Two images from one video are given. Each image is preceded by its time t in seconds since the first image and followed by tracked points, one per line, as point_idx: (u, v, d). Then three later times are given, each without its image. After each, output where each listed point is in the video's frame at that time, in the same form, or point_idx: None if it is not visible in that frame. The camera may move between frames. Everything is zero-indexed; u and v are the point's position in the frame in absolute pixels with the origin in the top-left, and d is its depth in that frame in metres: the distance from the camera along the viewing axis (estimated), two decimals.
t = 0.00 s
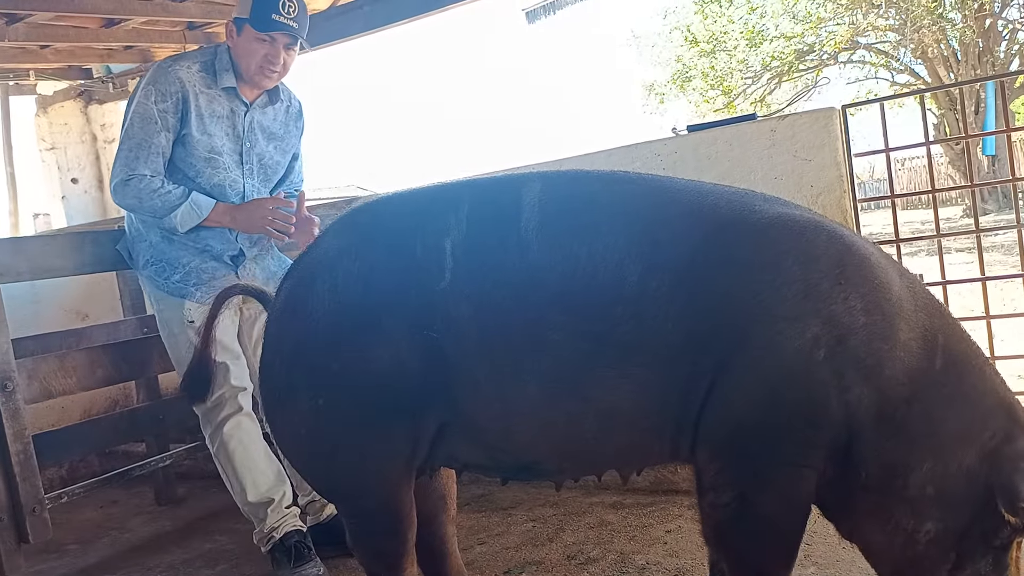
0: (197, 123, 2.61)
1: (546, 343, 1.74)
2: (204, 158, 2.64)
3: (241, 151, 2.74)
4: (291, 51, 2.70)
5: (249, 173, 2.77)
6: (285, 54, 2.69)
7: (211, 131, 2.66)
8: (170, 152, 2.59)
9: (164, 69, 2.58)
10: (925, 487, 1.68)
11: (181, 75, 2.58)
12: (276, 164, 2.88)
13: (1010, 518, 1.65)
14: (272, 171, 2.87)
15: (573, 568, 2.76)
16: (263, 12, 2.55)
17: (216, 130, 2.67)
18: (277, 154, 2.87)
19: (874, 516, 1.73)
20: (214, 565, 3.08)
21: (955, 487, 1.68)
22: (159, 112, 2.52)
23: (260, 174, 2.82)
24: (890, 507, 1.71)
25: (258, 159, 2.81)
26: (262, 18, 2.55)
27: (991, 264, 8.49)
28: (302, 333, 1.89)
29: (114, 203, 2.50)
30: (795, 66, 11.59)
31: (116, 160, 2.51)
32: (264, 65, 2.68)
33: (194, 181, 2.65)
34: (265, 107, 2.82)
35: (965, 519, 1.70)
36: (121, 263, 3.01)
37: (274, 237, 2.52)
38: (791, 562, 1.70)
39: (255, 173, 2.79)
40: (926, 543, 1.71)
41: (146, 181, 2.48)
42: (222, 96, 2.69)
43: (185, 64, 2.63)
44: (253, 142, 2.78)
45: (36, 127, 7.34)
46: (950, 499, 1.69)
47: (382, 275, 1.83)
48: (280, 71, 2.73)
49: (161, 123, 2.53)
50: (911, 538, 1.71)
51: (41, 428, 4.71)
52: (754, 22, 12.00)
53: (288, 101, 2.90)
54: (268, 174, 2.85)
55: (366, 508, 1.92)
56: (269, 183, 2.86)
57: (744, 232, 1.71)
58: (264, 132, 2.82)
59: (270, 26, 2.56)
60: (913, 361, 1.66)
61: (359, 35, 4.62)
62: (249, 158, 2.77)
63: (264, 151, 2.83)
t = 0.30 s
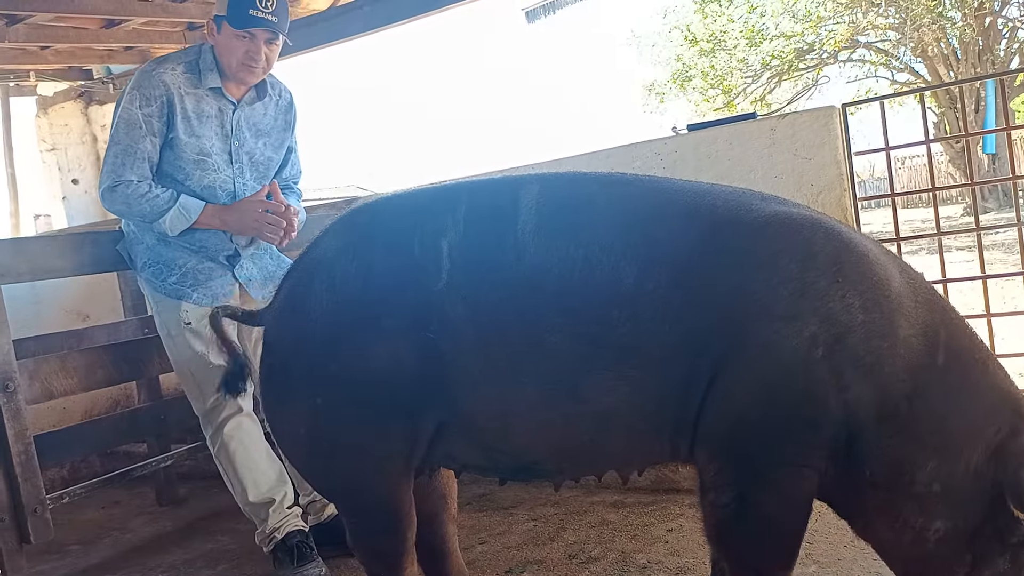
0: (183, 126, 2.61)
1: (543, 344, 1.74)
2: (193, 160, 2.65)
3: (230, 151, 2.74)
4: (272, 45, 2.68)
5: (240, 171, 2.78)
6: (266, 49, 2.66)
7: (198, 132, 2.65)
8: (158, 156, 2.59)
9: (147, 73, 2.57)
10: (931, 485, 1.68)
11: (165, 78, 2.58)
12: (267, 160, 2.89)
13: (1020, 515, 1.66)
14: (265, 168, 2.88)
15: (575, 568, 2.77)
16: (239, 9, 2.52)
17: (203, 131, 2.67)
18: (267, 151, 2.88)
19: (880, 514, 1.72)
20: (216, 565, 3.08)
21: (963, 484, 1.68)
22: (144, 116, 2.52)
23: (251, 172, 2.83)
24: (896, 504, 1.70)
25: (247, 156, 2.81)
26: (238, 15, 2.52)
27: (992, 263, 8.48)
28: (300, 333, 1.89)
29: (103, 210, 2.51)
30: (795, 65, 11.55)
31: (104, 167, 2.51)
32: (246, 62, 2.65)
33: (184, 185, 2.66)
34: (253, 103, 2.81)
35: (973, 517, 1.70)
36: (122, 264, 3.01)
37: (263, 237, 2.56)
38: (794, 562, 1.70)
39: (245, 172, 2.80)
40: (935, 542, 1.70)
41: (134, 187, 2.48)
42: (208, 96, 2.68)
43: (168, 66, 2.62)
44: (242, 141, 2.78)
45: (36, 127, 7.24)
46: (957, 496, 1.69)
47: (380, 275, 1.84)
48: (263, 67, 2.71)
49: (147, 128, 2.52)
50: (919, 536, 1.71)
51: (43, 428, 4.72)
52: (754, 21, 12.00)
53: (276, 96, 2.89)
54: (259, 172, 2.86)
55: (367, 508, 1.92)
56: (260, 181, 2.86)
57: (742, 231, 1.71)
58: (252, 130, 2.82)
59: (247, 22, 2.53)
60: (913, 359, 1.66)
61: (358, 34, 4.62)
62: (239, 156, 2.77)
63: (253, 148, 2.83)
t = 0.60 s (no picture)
0: (180, 126, 2.61)
1: (543, 343, 1.74)
2: (190, 160, 2.64)
3: (227, 149, 2.74)
4: (267, 40, 2.66)
5: (236, 169, 2.77)
6: (261, 44, 2.64)
7: (194, 131, 2.65)
8: (154, 157, 2.58)
9: (143, 73, 2.56)
10: (939, 485, 1.67)
11: (160, 78, 2.56)
12: (263, 157, 2.89)
13: None
14: (261, 165, 2.88)
15: (575, 567, 2.76)
16: (232, 6, 2.52)
17: (200, 131, 2.66)
18: (262, 148, 2.88)
19: (888, 516, 1.70)
20: (215, 565, 3.07)
21: (971, 485, 1.67)
22: (140, 117, 2.51)
23: (247, 170, 2.83)
24: (903, 506, 1.69)
25: (243, 154, 2.81)
26: (231, 12, 2.52)
27: (993, 262, 8.48)
28: (300, 333, 1.89)
29: (101, 212, 2.50)
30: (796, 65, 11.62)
31: (101, 170, 2.51)
32: (241, 59, 2.64)
33: (181, 185, 2.65)
34: (249, 99, 2.81)
35: (982, 518, 1.68)
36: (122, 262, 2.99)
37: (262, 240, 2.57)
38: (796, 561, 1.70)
39: (242, 169, 2.80)
40: (943, 542, 1.69)
41: (131, 189, 2.47)
42: (204, 95, 2.68)
43: (164, 66, 2.61)
44: (237, 139, 2.78)
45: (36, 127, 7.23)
46: (966, 497, 1.67)
47: (379, 275, 1.83)
48: (258, 63, 2.69)
49: (144, 129, 2.52)
50: (927, 537, 1.69)
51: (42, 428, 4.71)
52: (754, 21, 12.01)
53: (271, 93, 2.89)
54: (256, 169, 2.86)
55: (367, 507, 1.92)
56: (257, 178, 2.87)
57: (744, 230, 1.70)
58: (248, 128, 2.81)
59: (240, 19, 2.53)
60: (917, 358, 1.65)
61: (357, 34, 4.61)
62: (235, 155, 2.77)
63: (249, 145, 2.83)
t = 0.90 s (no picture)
0: (181, 126, 2.60)
1: (549, 342, 1.74)
2: (192, 160, 2.64)
3: (228, 149, 2.74)
4: (267, 41, 2.67)
5: (237, 169, 2.77)
6: (261, 45, 2.65)
7: (195, 132, 2.65)
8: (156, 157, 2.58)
9: (143, 74, 2.56)
10: (945, 484, 1.66)
11: (161, 79, 2.56)
12: (264, 156, 2.89)
13: None
14: (262, 165, 2.88)
15: (576, 567, 2.76)
16: (233, 6, 2.51)
17: (201, 131, 2.66)
18: (263, 147, 2.88)
19: (895, 515, 1.70)
20: (217, 564, 3.07)
21: (977, 484, 1.66)
22: (141, 118, 2.51)
23: (248, 169, 2.83)
24: (910, 506, 1.68)
25: (244, 153, 2.81)
26: (232, 13, 2.52)
27: (993, 262, 8.48)
28: (304, 331, 1.89)
29: (103, 213, 2.50)
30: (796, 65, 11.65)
31: (102, 171, 2.50)
32: (242, 60, 2.64)
33: (183, 186, 2.65)
34: (250, 98, 2.80)
35: (990, 517, 1.67)
36: (123, 262, 3.00)
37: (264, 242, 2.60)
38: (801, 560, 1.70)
39: (243, 169, 2.80)
40: (951, 542, 1.68)
41: (133, 190, 2.47)
42: (205, 95, 2.67)
43: (164, 66, 2.60)
44: (238, 139, 2.78)
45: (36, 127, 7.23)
46: (972, 497, 1.66)
47: (383, 273, 1.83)
48: (259, 64, 2.70)
49: (145, 129, 2.51)
50: (935, 536, 1.68)
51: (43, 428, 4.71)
52: (754, 21, 12.01)
53: (271, 92, 2.89)
54: (257, 169, 2.86)
55: (370, 506, 1.92)
56: (258, 177, 2.87)
57: (749, 229, 1.70)
58: (249, 127, 2.81)
59: (242, 20, 2.53)
60: (923, 357, 1.65)
61: (358, 33, 4.60)
62: (236, 155, 2.77)
63: (250, 145, 2.83)
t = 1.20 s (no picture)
0: (181, 126, 2.60)
1: (549, 342, 1.73)
2: (191, 159, 2.63)
3: (227, 149, 2.74)
4: (268, 51, 2.67)
5: (236, 169, 2.77)
6: (262, 55, 2.65)
7: (194, 131, 2.65)
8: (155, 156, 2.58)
9: (144, 74, 2.55)
10: (946, 482, 1.66)
11: (162, 79, 2.56)
12: (264, 156, 2.89)
13: None
14: (261, 165, 2.88)
15: (576, 567, 2.76)
16: (235, 17, 2.51)
17: (201, 131, 2.66)
18: (263, 147, 2.88)
19: (895, 514, 1.70)
20: (216, 565, 3.07)
21: (978, 481, 1.66)
22: (142, 118, 2.50)
23: (247, 170, 2.83)
24: (912, 505, 1.68)
25: (243, 153, 2.81)
26: (235, 24, 2.51)
27: (994, 262, 8.47)
28: (303, 333, 1.88)
29: (102, 212, 2.49)
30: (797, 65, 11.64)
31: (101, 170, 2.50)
32: (241, 68, 2.65)
33: (182, 186, 2.64)
34: (249, 99, 2.81)
35: (990, 514, 1.67)
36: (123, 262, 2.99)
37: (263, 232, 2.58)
38: (801, 560, 1.69)
39: (241, 168, 2.80)
40: (952, 539, 1.68)
41: (131, 188, 2.46)
42: (205, 95, 2.67)
43: (164, 66, 2.60)
44: (237, 139, 2.78)
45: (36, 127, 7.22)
46: (973, 494, 1.66)
47: (383, 274, 1.82)
48: (259, 72, 2.70)
49: (145, 129, 2.51)
50: (936, 535, 1.68)
51: (42, 428, 4.70)
52: (755, 21, 12.02)
53: (271, 92, 2.89)
54: (256, 169, 2.86)
55: (369, 507, 1.92)
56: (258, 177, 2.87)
57: (749, 229, 1.70)
58: (248, 128, 2.81)
59: (244, 32, 2.52)
60: (923, 357, 1.65)
61: (358, 33, 4.60)
62: (235, 155, 2.77)
63: (249, 145, 2.83)
